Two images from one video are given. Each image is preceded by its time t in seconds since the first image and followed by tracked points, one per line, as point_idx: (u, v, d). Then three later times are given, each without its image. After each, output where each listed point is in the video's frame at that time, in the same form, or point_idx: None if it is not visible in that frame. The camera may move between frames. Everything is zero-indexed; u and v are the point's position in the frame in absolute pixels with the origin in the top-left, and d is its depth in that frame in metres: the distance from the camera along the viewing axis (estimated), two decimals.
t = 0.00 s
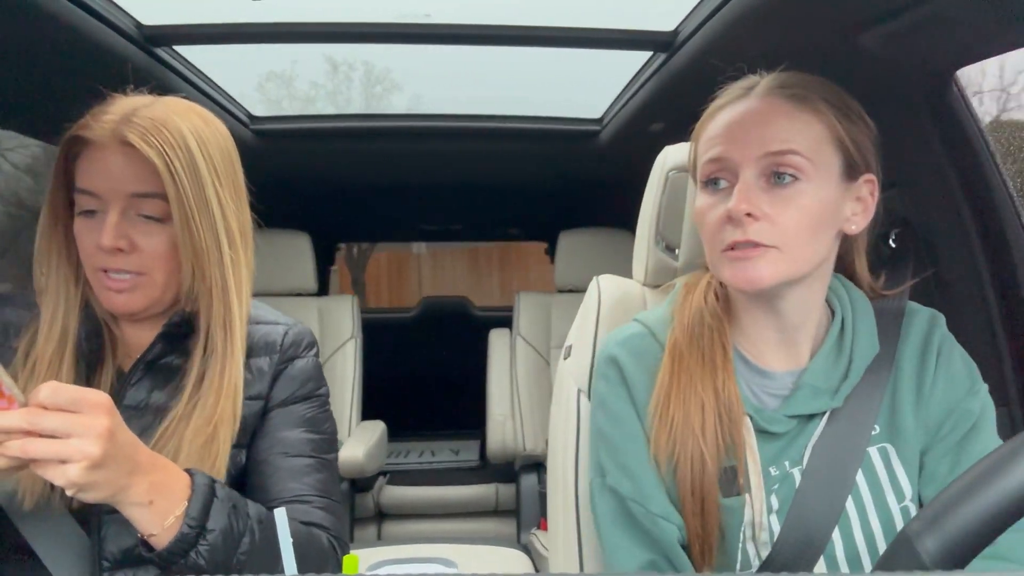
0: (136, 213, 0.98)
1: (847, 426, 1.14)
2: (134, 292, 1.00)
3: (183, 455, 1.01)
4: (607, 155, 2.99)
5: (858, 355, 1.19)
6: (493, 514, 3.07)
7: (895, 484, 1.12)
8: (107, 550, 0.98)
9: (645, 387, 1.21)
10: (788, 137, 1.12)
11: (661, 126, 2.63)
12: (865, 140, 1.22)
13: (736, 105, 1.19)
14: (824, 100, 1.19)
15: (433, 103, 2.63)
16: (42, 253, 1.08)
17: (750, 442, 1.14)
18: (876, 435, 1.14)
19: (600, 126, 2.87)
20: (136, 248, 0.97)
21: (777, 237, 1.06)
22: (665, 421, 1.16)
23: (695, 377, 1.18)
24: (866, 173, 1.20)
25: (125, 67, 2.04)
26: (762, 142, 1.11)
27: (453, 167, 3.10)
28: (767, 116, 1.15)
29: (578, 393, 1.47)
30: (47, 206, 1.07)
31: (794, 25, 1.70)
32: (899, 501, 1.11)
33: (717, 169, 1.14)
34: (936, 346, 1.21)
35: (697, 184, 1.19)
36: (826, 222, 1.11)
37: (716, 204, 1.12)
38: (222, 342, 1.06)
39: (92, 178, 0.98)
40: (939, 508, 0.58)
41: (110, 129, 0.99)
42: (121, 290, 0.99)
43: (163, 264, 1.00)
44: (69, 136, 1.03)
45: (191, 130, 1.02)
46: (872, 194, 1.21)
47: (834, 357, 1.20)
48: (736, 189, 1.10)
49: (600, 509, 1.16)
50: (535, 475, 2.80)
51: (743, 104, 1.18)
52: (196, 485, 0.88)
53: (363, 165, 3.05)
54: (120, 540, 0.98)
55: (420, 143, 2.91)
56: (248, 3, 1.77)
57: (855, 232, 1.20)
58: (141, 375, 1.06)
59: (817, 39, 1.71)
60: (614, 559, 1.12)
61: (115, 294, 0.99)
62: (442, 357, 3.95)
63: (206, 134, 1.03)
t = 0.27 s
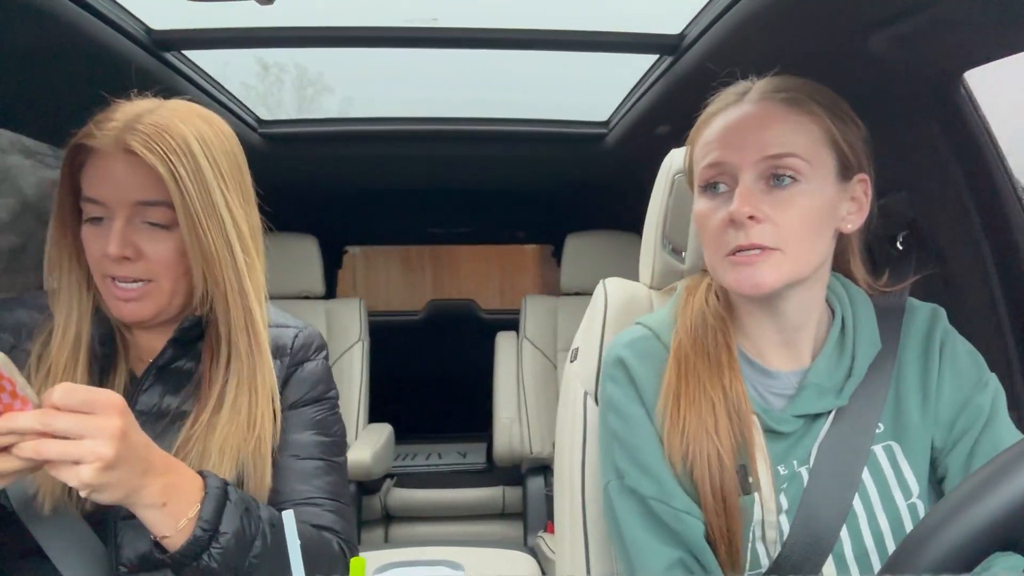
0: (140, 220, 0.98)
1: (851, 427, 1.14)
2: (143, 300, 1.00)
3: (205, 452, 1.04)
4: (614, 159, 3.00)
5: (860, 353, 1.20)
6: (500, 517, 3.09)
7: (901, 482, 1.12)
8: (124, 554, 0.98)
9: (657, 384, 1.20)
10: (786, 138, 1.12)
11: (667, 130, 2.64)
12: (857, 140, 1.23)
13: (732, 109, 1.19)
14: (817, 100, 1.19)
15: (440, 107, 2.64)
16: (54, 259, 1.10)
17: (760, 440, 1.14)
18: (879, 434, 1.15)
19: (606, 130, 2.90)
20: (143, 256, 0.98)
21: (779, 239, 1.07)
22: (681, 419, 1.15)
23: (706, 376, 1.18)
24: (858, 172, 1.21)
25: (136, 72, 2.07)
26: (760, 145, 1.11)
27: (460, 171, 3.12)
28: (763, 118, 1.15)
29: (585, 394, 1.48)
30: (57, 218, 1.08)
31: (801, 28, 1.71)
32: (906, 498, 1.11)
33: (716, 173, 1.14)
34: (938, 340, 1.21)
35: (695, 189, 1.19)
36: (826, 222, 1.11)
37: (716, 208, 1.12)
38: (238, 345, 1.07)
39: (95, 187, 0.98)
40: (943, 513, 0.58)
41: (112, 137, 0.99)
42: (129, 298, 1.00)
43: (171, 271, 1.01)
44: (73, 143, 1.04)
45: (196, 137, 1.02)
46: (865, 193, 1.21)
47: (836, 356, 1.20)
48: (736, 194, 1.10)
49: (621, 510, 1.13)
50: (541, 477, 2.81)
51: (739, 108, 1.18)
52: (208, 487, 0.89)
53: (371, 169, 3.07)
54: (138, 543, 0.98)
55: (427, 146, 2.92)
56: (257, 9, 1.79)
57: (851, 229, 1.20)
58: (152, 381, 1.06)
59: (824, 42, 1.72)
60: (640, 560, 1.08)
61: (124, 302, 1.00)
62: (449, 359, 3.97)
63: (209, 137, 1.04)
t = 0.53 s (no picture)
0: (134, 217, 1.00)
1: (842, 426, 1.13)
2: (143, 296, 1.02)
3: (218, 446, 1.06)
4: (622, 164, 3.00)
5: (847, 353, 1.18)
6: (505, 520, 3.09)
7: (895, 481, 1.11)
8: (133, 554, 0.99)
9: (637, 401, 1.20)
10: (749, 154, 1.12)
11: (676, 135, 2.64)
12: (818, 146, 1.23)
13: (696, 130, 1.20)
14: (774, 113, 1.20)
15: (450, 110, 2.65)
16: (55, 260, 1.11)
17: (745, 447, 1.13)
18: (871, 433, 1.14)
19: (616, 134, 2.90)
20: (139, 251, 1.00)
21: (756, 250, 1.06)
22: (663, 434, 1.15)
23: (688, 391, 1.17)
24: (823, 176, 1.20)
25: (150, 74, 2.10)
26: (725, 163, 1.12)
27: (469, 174, 3.13)
28: (727, 135, 1.15)
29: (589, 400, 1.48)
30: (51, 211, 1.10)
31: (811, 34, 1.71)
32: (899, 498, 1.10)
33: (685, 194, 1.14)
34: (927, 338, 1.19)
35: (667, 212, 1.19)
36: (799, 230, 1.11)
37: (689, 228, 1.12)
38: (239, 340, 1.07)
39: (89, 186, 1.00)
40: (947, 526, 0.59)
41: (100, 135, 1.01)
42: (130, 296, 1.01)
43: (167, 263, 1.03)
44: (63, 144, 1.06)
45: (182, 130, 1.03)
46: (833, 196, 1.20)
47: (823, 356, 1.20)
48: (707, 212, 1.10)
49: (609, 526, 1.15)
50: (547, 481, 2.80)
51: (702, 127, 1.19)
52: (213, 490, 0.90)
53: (381, 172, 3.08)
54: (145, 543, 0.98)
55: (437, 149, 2.93)
56: (270, 12, 1.80)
57: (821, 234, 1.20)
58: (158, 381, 1.08)
59: (834, 49, 1.72)
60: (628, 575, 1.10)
61: (125, 299, 1.01)
62: (456, 362, 3.97)
63: (196, 129, 1.05)
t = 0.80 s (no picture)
0: (166, 214, 0.99)
1: (851, 423, 1.13)
2: (167, 288, 1.01)
3: (246, 445, 1.05)
4: (625, 159, 3.01)
5: (857, 350, 1.18)
6: (511, 516, 3.10)
7: (902, 479, 1.10)
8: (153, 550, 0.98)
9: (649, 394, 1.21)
10: (769, 147, 1.12)
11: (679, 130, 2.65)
12: (837, 141, 1.24)
13: (714, 123, 1.20)
14: (792, 104, 1.20)
15: (452, 107, 2.66)
16: (81, 254, 1.11)
17: (754, 441, 1.13)
18: (879, 430, 1.14)
19: (618, 130, 2.91)
20: (168, 247, 0.99)
21: (776, 243, 1.06)
22: (671, 428, 1.15)
23: (698, 385, 1.17)
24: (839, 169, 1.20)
25: (153, 74, 2.11)
26: (744, 155, 1.12)
27: (472, 172, 3.13)
28: (746, 128, 1.16)
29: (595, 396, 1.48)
30: (82, 206, 1.10)
31: (816, 27, 1.70)
32: (908, 494, 1.09)
33: (705, 186, 1.14)
34: (937, 335, 1.18)
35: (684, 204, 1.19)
36: (816, 224, 1.11)
37: (707, 220, 1.12)
38: (264, 338, 1.08)
39: (121, 181, 0.99)
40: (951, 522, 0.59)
41: (138, 130, 1.01)
42: (154, 286, 1.00)
43: (196, 261, 1.02)
44: (99, 138, 1.06)
45: (218, 132, 1.04)
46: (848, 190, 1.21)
47: (833, 352, 1.19)
48: (725, 204, 1.10)
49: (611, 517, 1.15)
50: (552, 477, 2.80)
51: (720, 120, 1.19)
52: (234, 482, 0.90)
53: (384, 170, 3.09)
54: (166, 539, 0.98)
55: (439, 147, 2.93)
56: (273, 10, 1.81)
57: (836, 228, 1.20)
58: (179, 379, 1.07)
59: (837, 42, 1.72)
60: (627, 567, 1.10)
61: (149, 290, 1.00)
62: (460, 359, 3.98)
63: (231, 132, 1.06)
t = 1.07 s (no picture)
0: (158, 213, 1.00)
1: (855, 418, 1.11)
2: (162, 290, 1.02)
3: (251, 441, 1.06)
4: (630, 155, 2.99)
5: (860, 345, 1.16)
6: (517, 512, 3.10)
7: (905, 473, 1.09)
8: (156, 549, 0.98)
9: (649, 391, 1.21)
10: (777, 147, 1.11)
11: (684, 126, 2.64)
12: (843, 135, 1.23)
13: (721, 121, 1.19)
14: (798, 102, 1.19)
15: (457, 103, 2.65)
16: (80, 258, 1.11)
17: (755, 439, 1.13)
18: (883, 424, 1.12)
19: (624, 126, 2.89)
20: (161, 246, 1.00)
21: (784, 246, 1.06)
22: (668, 425, 1.16)
23: (700, 382, 1.17)
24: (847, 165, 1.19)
25: (158, 70, 2.11)
26: (752, 156, 1.11)
27: (477, 168, 3.13)
28: (753, 127, 1.14)
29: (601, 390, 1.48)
30: (77, 209, 1.11)
31: (823, 20, 1.69)
32: (911, 488, 1.08)
33: (711, 187, 1.14)
34: (942, 326, 1.17)
35: (690, 204, 1.19)
36: (825, 224, 1.11)
37: (713, 222, 1.11)
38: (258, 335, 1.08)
39: (112, 181, 1.00)
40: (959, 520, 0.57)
41: (126, 130, 1.01)
42: (148, 288, 1.01)
43: (188, 260, 1.02)
44: (89, 140, 1.07)
45: (208, 128, 1.04)
46: (855, 186, 1.20)
47: (836, 346, 1.18)
48: (732, 206, 1.10)
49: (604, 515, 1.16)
50: (558, 473, 2.80)
51: (727, 118, 1.18)
52: (235, 484, 0.91)
53: (389, 166, 3.09)
54: (168, 538, 0.98)
55: (444, 143, 2.93)
56: (277, 8, 1.81)
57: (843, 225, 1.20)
58: (179, 378, 1.08)
59: (844, 35, 1.71)
60: (617, 565, 1.11)
61: (143, 293, 1.01)
62: (466, 355, 3.99)
63: (221, 128, 1.06)
